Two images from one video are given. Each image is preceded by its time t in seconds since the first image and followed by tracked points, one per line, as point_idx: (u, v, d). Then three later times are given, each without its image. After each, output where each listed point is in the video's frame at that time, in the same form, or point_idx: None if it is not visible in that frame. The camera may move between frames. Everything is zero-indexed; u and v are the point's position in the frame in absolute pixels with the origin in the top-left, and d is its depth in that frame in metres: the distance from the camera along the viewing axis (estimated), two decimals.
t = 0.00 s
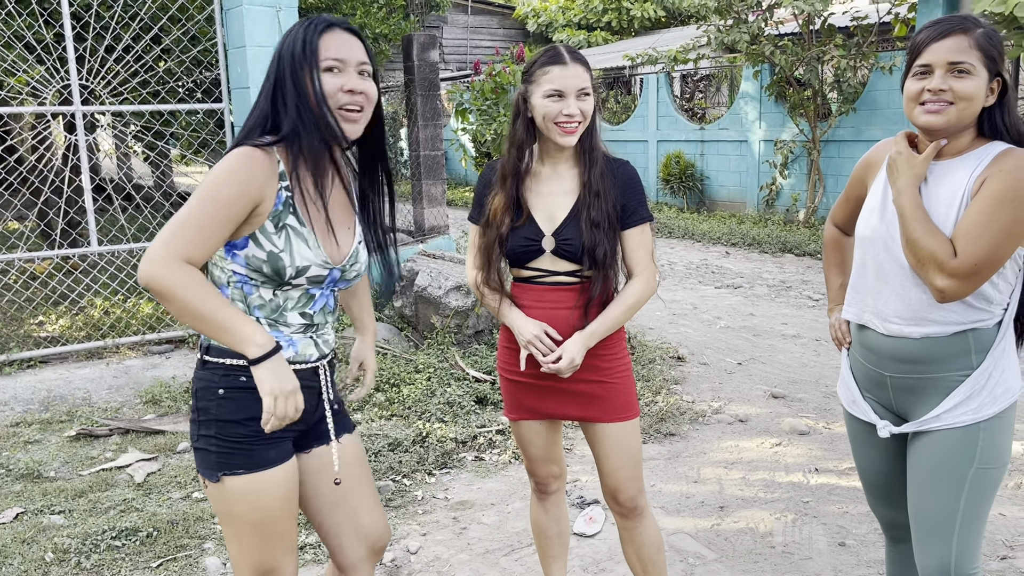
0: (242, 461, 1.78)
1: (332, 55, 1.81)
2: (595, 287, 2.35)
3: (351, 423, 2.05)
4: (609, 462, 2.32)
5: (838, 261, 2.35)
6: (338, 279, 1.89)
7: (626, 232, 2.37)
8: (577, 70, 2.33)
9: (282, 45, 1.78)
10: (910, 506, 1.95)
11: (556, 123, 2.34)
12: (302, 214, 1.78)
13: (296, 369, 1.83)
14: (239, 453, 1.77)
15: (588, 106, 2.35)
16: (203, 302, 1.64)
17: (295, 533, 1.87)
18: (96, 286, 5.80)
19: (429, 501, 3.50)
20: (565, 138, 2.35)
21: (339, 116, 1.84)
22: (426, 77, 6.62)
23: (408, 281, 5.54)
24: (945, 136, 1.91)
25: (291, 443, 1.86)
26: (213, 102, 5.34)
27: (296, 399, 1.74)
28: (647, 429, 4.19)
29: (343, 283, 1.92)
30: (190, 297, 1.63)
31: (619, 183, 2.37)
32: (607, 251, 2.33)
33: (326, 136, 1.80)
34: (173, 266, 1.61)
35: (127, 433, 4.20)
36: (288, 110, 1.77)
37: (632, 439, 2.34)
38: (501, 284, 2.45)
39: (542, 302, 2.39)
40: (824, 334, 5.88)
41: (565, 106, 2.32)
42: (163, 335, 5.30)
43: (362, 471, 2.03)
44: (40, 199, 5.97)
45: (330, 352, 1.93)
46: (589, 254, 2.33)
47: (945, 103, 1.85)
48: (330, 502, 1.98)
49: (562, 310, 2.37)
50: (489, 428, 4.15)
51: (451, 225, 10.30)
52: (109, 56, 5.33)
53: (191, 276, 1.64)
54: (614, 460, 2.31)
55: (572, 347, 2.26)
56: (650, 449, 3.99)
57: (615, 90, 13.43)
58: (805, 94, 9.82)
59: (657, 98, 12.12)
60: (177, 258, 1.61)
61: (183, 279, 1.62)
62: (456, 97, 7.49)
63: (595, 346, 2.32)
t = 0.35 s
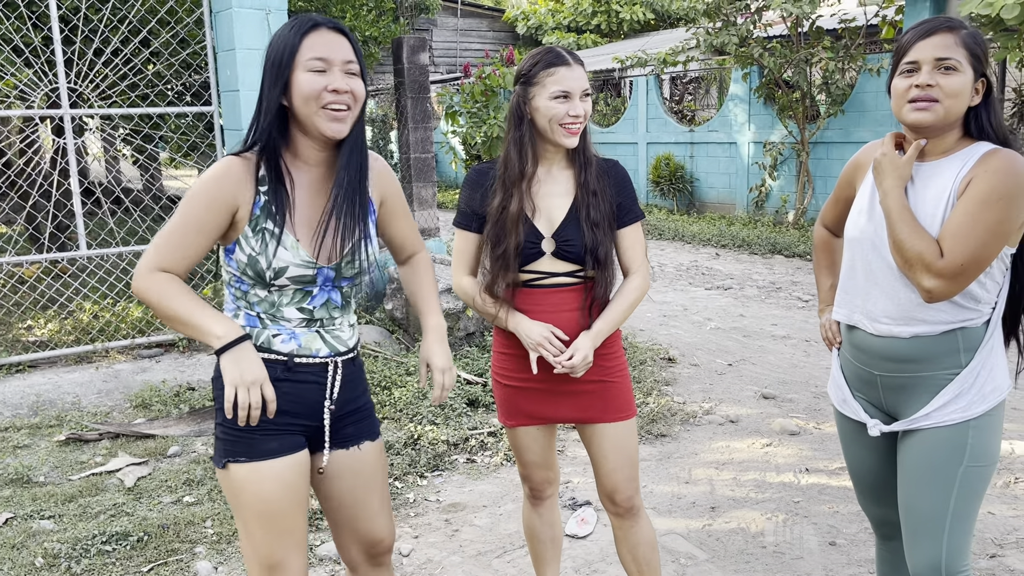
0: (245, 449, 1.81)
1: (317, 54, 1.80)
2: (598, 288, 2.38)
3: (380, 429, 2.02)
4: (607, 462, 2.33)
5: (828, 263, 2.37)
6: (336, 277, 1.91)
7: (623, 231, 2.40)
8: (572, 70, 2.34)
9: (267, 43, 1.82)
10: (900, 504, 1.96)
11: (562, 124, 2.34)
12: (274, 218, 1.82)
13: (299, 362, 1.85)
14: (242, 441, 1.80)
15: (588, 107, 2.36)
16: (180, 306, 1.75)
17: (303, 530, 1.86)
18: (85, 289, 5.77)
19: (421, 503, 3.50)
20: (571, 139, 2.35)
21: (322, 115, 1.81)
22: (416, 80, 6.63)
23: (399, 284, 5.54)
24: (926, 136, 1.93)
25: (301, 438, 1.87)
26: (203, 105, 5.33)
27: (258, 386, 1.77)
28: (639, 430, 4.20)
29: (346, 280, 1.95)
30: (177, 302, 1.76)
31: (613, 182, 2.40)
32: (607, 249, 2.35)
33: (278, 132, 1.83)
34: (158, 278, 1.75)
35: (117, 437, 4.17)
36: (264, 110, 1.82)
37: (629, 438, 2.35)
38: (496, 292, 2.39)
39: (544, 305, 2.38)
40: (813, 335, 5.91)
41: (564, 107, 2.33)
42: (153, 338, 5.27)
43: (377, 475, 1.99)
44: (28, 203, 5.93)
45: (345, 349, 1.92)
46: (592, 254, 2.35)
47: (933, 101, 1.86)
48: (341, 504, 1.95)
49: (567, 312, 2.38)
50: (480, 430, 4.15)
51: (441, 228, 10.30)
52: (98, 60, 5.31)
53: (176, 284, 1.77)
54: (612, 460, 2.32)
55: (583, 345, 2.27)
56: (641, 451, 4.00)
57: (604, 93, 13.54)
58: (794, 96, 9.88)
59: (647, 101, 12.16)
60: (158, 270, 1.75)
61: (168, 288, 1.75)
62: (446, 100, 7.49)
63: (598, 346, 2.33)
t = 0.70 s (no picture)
0: (262, 425, 1.98)
1: (370, 59, 1.99)
2: (584, 288, 2.37)
3: (401, 413, 2.16)
4: (595, 464, 2.33)
5: (817, 263, 2.37)
6: (361, 268, 2.05)
7: (609, 231, 2.41)
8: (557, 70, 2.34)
9: (314, 48, 1.95)
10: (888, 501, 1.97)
11: (548, 124, 2.34)
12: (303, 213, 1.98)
13: (316, 350, 2.02)
14: (260, 416, 1.98)
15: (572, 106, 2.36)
16: (224, 305, 1.95)
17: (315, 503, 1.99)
18: (72, 292, 5.73)
19: (411, 505, 3.50)
20: (557, 138, 2.35)
21: (377, 116, 2.03)
22: (405, 80, 6.61)
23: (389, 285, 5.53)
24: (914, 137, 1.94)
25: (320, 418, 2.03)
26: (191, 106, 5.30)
27: (300, 381, 1.95)
28: (629, 430, 4.20)
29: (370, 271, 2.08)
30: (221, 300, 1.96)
31: (599, 182, 2.40)
32: (593, 250, 2.35)
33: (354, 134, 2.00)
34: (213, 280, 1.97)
35: (105, 441, 4.15)
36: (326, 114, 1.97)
37: (618, 440, 2.35)
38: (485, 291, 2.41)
39: (532, 307, 2.38)
40: (803, 334, 5.93)
41: (549, 107, 2.33)
42: (141, 341, 5.25)
43: (395, 455, 2.13)
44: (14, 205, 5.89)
45: (364, 340, 2.08)
46: (577, 253, 2.34)
47: (918, 105, 1.87)
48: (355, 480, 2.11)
49: (553, 313, 2.37)
50: (471, 431, 4.14)
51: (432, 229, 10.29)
52: (85, 61, 5.28)
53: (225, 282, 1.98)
54: (600, 462, 2.32)
55: (569, 346, 2.27)
56: (632, 450, 4.01)
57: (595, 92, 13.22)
58: (783, 97, 9.91)
59: (637, 101, 12.19)
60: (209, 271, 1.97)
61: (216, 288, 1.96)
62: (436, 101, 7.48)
63: (586, 347, 2.33)
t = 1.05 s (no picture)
0: (237, 427, 2.08)
1: (323, 62, 1.99)
2: (558, 287, 2.36)
3: (379, 408, 2.19)
4: (576, 464, 2.32)
5: (800, 260, 2.37)
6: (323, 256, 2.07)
7: (587, 233, 2.38)
8: (536, 70, 2.32)
9: (268, 52, 1.95)
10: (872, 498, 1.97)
11: (526, 124, 2.33)
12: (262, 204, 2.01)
13: (283, 351, 2.06)
14: (234, 420, 2.07)
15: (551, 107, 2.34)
16: (196, 268, 1.89)
17: (293, 499, 2.10)
18: (54, 295, 5.67)
19: (398, 506, 3.47)
20: (535, 139, 2.34)
21: (334, 116, 2.04)
22: (390, 80, 6.59)
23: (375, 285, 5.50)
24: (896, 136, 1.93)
25: (294, 418, 2.08)
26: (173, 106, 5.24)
27: (290, 252, 1.85)
28: (616, 428, 4.20)
29: (335, 259, 2.09)
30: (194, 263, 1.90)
31: (579, 184, 2.39)
32: (569, 250, 2.33)
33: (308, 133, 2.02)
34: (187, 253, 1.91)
35: (88, 444, 4.11)
36: (282, 112, 1.98)
37: (599, 439, 2.34)
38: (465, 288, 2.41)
39: (506, 305, 2.37)
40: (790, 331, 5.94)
41: (525, 107, 2.31)
42: (125, 344, 5.21)
43: (367, 453, 2.14)
44: None
45: (332, 337, 2.11)
46: (551, 253, 2.33)
47: (896, 106, 1.87)
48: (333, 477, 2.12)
49: (528, 312, 2.37)
50: (457, 431, 4.13)
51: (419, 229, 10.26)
52: (66, 61, 5.23)
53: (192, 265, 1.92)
54: (581, 461, 2.31)
55: (538, 346, 2.27)
56: (619, 449, 4.00)
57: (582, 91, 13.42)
58: (769, 94, 9.93)
59: (624, 99, 12.20)
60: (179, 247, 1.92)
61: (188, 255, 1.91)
62: (424, 100, 7.46)
63: (559, 347, 2.32)
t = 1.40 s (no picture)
0: (191, 431, 2.04)
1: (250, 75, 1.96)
2: (539, 288, 2.33)
3: (339, 401, 2.14)
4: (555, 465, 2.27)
5: (782, 258, 2.35)
6: (270, 262, 2.07)
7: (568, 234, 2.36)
8: (511, 69, 2.29)
9: (191, 65, 1.94)
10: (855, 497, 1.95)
11: (487, 124, 2.30)
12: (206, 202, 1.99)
13: (233, 351, 2.03)
14: (189, 424, 2.04)
15: (523, 107, 2.32)
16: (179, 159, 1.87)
17: (257, 497, 2.08)
18: (37, 299, 5.61)
19: (383, 509, 3.45)
20: (499, 139, 2.31)
21: (259, 131, 2.01)
22: (376, 79, 6.56)
23: (361, 286, 5.47)
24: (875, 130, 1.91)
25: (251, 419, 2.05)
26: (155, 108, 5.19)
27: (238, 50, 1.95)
28: (603, 428, 4.18)
29: (280, 263, 2.09)
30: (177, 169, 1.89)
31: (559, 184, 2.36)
32: (549, 252, 2.31)
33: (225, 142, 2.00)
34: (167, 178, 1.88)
35: (70, 450, 4.06)
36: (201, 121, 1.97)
37: (580, 437, 2.30)
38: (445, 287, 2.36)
39: (487, 305, 2.35)
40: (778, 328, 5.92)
41: (499, 107, 2.29)
42: (109, 348, 5.16)
43: (340, 443, 2.07)
44: None
45: (282, 334, 2.08)
46: (533, 254, 2.30)
47: (875, 99, 1.85)
48: (313, 476, 2.04)
49: (507, 313, 2.34)
50: (443, 432, 4.10)
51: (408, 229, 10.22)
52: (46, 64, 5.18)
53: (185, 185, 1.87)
54: (560, 461, 2.26)
55: (521, 346, 2.25)
56: (606, 448, 3.98)
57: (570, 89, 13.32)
58: (757, 91, 9.91)
59: (612, 97, 12.19)
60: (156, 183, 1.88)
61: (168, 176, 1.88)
62: (412, 100, 7.42)
63: (541, 346, 2.30)
